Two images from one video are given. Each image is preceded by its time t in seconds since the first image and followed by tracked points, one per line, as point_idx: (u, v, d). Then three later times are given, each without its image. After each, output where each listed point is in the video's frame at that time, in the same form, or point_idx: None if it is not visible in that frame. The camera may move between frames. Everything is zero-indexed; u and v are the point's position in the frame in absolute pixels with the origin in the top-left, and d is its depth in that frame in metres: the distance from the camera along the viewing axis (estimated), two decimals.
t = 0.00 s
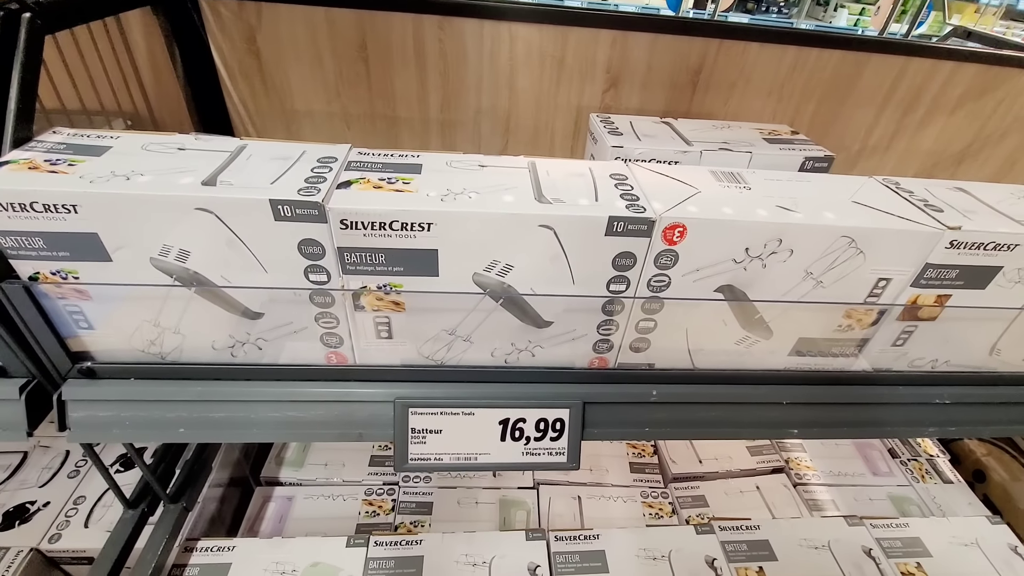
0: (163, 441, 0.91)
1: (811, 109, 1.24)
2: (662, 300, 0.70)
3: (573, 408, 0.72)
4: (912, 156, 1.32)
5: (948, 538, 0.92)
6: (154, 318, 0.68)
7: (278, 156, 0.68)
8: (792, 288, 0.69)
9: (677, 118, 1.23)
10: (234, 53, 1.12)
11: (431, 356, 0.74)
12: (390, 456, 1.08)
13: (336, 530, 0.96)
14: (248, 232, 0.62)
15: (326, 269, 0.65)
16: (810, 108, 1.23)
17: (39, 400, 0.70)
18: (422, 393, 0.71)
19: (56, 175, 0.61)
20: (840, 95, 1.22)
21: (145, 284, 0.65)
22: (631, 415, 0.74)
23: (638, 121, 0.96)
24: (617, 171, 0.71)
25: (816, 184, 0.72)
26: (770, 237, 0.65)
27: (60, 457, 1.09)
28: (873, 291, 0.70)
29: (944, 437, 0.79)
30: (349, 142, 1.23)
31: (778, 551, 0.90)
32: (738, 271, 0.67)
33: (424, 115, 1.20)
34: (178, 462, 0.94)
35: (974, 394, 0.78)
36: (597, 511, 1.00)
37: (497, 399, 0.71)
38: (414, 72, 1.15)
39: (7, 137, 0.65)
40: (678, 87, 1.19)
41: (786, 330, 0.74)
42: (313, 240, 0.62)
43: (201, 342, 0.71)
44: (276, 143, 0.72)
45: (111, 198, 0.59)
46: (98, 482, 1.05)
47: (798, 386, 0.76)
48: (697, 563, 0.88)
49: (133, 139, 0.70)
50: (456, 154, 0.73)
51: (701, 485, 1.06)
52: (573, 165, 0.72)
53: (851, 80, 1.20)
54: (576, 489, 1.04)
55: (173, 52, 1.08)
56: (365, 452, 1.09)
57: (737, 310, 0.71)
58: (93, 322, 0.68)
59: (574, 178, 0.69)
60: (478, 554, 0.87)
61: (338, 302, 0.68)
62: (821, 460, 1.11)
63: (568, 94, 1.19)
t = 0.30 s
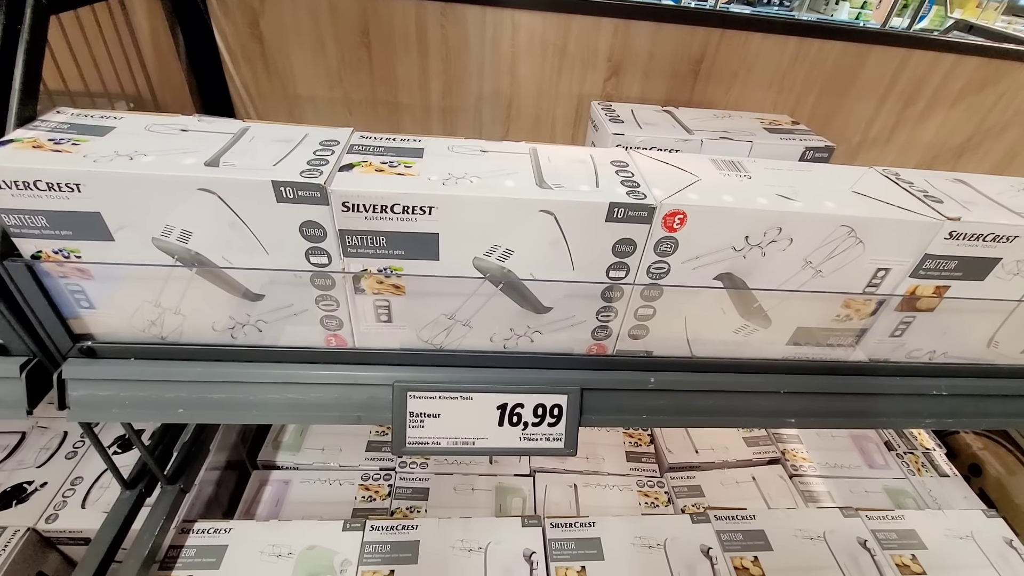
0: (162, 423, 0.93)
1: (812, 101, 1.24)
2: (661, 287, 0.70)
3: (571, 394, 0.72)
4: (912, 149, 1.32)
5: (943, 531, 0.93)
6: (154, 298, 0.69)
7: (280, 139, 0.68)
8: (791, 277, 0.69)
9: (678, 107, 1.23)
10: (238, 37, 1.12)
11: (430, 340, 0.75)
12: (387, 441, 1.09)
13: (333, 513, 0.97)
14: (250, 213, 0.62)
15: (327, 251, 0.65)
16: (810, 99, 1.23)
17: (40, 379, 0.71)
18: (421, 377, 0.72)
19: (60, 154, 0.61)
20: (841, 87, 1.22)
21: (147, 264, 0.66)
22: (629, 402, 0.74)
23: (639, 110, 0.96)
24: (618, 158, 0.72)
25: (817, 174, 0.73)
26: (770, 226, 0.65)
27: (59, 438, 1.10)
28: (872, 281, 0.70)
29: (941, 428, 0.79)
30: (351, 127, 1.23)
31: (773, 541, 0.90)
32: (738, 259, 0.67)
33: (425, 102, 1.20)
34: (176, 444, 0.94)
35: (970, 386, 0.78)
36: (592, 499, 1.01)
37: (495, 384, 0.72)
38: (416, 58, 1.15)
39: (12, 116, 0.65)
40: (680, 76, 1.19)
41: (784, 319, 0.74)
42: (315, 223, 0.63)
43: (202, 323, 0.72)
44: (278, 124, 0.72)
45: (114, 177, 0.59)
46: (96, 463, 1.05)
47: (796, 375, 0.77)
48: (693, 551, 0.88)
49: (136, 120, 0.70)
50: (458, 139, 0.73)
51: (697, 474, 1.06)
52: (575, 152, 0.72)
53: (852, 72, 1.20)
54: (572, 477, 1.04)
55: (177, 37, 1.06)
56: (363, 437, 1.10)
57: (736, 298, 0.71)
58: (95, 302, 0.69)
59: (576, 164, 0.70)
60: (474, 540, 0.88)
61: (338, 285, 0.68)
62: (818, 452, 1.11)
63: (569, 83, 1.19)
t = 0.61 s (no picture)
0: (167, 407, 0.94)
1: (821, 90, 1.22)
2: (668, 276, 0.69)
3: (575, 382, 0.72)
4: (921, 140, 1.31)
5: (947, 524, 0.93)
6: (160, 282, 0.68)
7: (286, 123, 0.68)
8: (799, 267, 0.69)
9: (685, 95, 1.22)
10: (242, 21, 1.11)
11: (434, 327, 0.74)
12: (389, 429, 1.09)
13: (334, 500, 0.97)
14: (256, 197, 0.62)
15: (332, 236, 0.65)
16: (820, 88, 1.22)
17: (45, 362, 0.71)
18: (424, 363, 0.72)
19: (66, 136, 0.61)
20: (851, 76, 1.21)
21: (152, 247, 0.65)
22: (632, 391, 0.74)
23: (646, 97, 0.95)
24: (626, 145, 0.71)
25: (827, 162, 0.72)
26: (779, 215, 0.64)
27: (63, 422, 1.11)
28: (881, 271, 0.70)
29: (946, 421, 0.79)
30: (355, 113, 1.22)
31: (774, 532, 0.90)
32: (746, 248, 0.67)
33: (431, 88, 1.19)
34: (179, 429, 0.94)
35: (977, 379, 0.77)
36: (594, 489, 1.01)
37: (499, 371, 0.71)
38: (422, 44, 1.14)
39: (17, 98, 0.65)
40: (688, 64, 1.17)
41: (791, 310, 0.73)
42: (320, 207, 0.62)
43: (206, 308, 0.71)
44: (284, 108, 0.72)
45: (120, 159, 0.59)
46: (101, 448, 1.06)
47: (801, 365, 0.76)
48: (694, 542, 0.88)
49: (141, 102, 0.70)
50: (464, 125, 0.72)
51: (699, 466, 1.06)
52: (582, 139, 0.72)
53: (863, 61, 1.19)
54: (574, 467, 1.04)
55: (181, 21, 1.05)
56: (364, 425, 1.10)
57: (743, 288, 0.71)
58: (100, 286, 0.69)
59: (583, 151, 0.69)
60: (475, 527, 0.88)
61: (343, 270, 0.68)
62: (822, 445, 1.11)
63: (576, 69, 1.18)
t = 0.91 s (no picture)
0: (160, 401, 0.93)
1: (818, 80, 1.22)
2: (663, 267, 0.69)
3: (572, 373, 0.72)
4: (918, 131, 1.31)
5: (940, 513, 0.93)
6: (148, 274, 0.67)
7: (275, 112, 0.67)
8: (795, 257, 0.68)
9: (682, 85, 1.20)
10: (233, 9, 1.10)
11: (429, 319, 0.73)
12: (385, 423, 1.08)
13: (331, 494, 0.97)
14: (245, 187, 0.60)
15: (324, 227, 0.64)
16: (817, 78, 1.21)
17: (31, 356, 0.69)
18: (419, 356, 0.71)
19: (48, 125, 0.59)
20: (848, 66, 1.20)
21: (140, 239, 0.64)
22: (629, 382, 0.73)
23: (643, 87, 0.94)
24: (621, 135, 0.70)
25: (823, 152, 0.71)
26: (776, 204, 0.64)
27: (55, 418, 1.10)
28: (878, 261, 0.69)
29: (943, 410, 0.79)
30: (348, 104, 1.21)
31: (770, 522, 0.90)
32: (742, 238, 0.66)
33: (425, 78, 1.18)
34: (172, 424, 0.93)
35: (973, 369, 0.77)
36: (591, 481, 1.01)
37: (495, 363, 0.71)
38: (415, 33, 1.12)
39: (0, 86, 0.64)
40: (685, 54, 1.16)
41: (788, 300, 0.73)
42: (311, 197, 0.61)
43: (196, 301, 0.70)
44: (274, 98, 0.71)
45: (105, 147, 0.57)
46: (93, 443, 1.05)
47: (799, 356, 0.76)
48: (691, 532, 0.88)
49: (127, 91, 0.69)
50: (458, 114, 0.71)
51: (696, 457, 1.06)
52: (577, 128, 0.71)
53: (860, 51, 1.18)
54: (571, 459, 1.04)
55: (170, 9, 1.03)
56: (360, 419, 1.09)
57: (740, 278, 0.70)
58: (86, 278, 0.67)
59: (578, 140, 0.68)
60: (473, 520, 0.87)
61: (336, 262, 0.67)
62: (817, 436, 1.11)
63: (572, 59, 1.16)
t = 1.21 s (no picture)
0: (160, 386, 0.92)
1: (825, 65, 1.20)
2: (666, 253, 0.68)
3: (572, 361, 0.71)
4: (927, 119, 1.28)
5: (943, 506, 0.92)
6: (144, 257, 0.66)
7: (272, 92, 0.66)
8: (801, 245, 0.67)
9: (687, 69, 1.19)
10: None
11: (428, 307, 0.72)
12: (384, 411, 1.08)
13: (329, 481, 0.96)
14: (241, 168, 0.59)
15: (321, 211, 0.63)
16: (824, 64, 1.19)
17: (29, 339, 0.69)
18: (417, 342, 0.70)
19: (41, 103, 0.58)
20: (856, 51, 1.18)
21: (136, 221, 0.63)
22: (630, 371, 0.72)
23: (646, 71, 0.93)
24: (624, 118, 0.69)
25: (830, 137, 0.70)
26: (782, 189, 0.62)
27: (56, 403, 1.10)
28: (885, 249, 0.68)
29: (948, 403, 0.77)
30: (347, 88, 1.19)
31: (770, 514, 0.90)
32: (747, 224, 0.65)
33: (425, 62, 1.17)
34: (171, 409, 0.93)
35: (980, 360, 0.76)
36: (589, 471, 1.00)
37: (494, 350, 0.70)
38: (415, 16, 1.11)
39: None
40: (690, 38, 1.14)
41: (793, 289, 0.72)
42: (307, 178, 0.60)
43: (193, 285, 0.69)
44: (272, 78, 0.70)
45: (99, 126, 0.56)
46: (93, 428, 1.05)
47: (804, 345, 0.75)
48: (690, 522, 0.88)
49: (122, 71, 0.67)
50: (458, 96, 0.70)
51: (696, 448, 1.05)
52: (579, 111, 0.69)
53: (868, 36, 1.16)
54: (570, 448, 1.03)
55: None
56: (360, 407, 1.08)
57: (743, 266, 0.69)
58: (84, 261, 0.66)
59: (580, 122, 0.67)
60: (470, 508, 0.87)
61: (333, 246, 0.66)
62: (819, 428, 1.10)
63: (575, 42, 1.15)
